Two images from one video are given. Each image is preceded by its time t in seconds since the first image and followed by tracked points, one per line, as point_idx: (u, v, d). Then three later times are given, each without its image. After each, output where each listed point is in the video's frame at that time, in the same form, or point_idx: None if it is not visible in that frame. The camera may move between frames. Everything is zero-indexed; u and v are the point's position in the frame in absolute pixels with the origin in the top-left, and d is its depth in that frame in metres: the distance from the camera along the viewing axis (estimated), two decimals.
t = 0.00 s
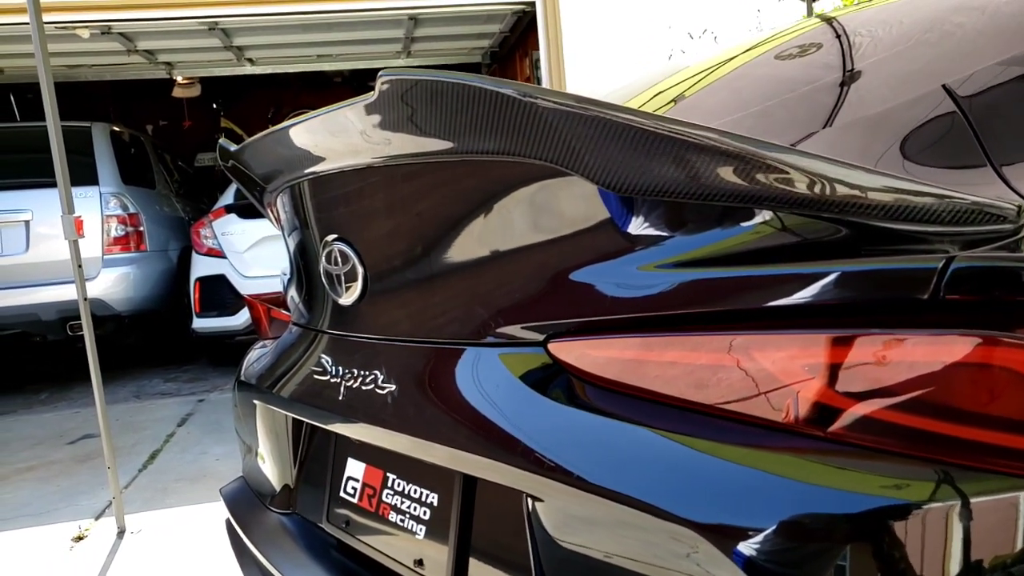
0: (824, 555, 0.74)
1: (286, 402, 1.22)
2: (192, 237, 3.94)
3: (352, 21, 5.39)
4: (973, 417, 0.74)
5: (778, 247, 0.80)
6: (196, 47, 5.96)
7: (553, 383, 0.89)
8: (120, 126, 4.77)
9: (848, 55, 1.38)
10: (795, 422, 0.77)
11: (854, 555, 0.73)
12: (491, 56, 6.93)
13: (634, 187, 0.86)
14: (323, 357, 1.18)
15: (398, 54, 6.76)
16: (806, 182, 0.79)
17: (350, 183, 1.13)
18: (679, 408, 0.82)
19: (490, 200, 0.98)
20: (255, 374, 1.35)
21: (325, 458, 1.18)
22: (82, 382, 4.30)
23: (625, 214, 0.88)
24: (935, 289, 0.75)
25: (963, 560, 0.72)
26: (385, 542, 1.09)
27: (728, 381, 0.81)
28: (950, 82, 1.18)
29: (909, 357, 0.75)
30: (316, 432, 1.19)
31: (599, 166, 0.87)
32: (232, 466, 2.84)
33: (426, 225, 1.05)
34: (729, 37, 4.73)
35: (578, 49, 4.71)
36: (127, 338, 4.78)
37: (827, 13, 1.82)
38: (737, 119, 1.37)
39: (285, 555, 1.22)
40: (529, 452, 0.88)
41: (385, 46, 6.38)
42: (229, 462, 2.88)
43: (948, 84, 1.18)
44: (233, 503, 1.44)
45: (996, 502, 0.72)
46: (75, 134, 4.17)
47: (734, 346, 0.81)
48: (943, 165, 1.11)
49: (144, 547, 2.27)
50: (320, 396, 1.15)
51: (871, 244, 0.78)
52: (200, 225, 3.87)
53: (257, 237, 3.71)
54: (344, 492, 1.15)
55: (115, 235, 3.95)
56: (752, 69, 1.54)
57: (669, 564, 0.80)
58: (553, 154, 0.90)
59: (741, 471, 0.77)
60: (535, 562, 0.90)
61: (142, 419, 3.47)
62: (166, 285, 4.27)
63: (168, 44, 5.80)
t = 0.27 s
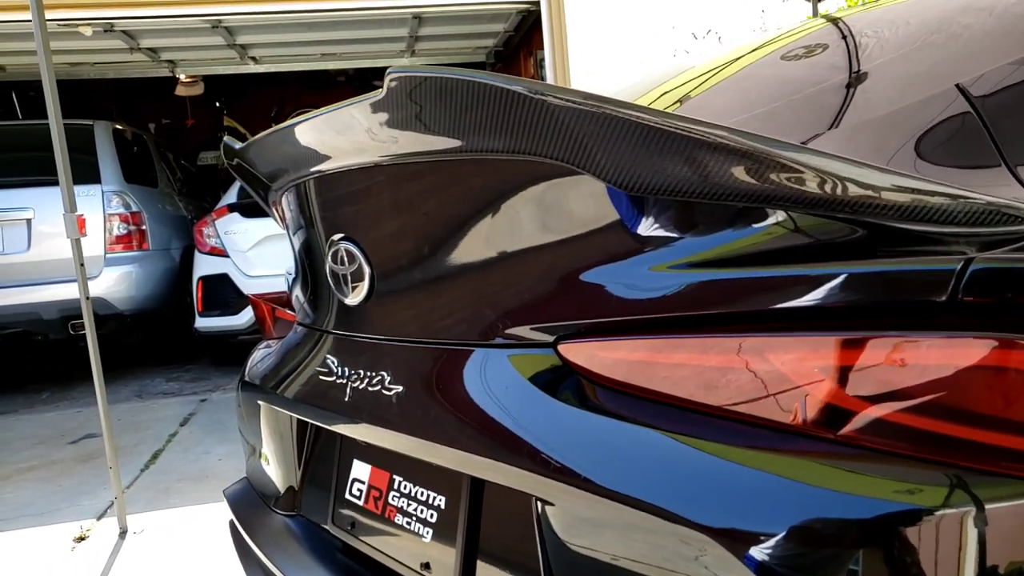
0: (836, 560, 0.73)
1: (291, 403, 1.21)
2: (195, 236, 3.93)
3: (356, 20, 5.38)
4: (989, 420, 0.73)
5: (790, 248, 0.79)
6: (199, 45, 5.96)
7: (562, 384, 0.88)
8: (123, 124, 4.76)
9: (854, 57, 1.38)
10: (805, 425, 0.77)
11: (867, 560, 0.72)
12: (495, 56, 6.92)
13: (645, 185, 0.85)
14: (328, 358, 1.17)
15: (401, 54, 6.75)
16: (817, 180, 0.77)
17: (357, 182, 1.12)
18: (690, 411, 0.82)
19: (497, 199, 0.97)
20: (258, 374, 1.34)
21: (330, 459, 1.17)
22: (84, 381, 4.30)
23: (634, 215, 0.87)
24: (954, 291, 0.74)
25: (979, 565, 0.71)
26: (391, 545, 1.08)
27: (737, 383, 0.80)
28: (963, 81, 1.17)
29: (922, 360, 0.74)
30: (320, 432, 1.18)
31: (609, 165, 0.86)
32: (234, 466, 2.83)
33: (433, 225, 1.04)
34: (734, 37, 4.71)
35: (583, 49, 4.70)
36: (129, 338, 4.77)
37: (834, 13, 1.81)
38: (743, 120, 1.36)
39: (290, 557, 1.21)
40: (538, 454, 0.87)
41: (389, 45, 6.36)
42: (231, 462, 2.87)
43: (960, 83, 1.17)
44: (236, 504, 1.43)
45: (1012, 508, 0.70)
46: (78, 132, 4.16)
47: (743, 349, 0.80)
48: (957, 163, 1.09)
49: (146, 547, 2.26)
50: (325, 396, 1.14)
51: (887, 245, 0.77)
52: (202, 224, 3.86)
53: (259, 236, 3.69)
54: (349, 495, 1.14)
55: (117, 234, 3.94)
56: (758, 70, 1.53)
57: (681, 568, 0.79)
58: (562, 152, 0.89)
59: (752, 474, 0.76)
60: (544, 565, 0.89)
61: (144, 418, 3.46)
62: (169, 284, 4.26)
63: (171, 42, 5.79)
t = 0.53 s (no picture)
0: (849, 565, 0.71)
1: (295, 404, 1.20)
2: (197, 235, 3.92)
3: (359, 19, 5.37)
4: (1005, 423, 0.71)
5: (803, 249, 0.78)
6: (201, 44, 5.95)
7: (572, 387, 0.87)
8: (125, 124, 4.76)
9: (859, 57, 1.36)
10: (814, 427, 0.76)
11: (881, 565, 0.71)
12: (499, 55, 6.90)
13: (655, 184, 0.83)
14: (334, 359, 1.16)
15: (404, 54, 6.74)
16: (830, 180, 0.76)
17: (362, 181, 1.11)
18: (700, 413, 0.81)
19: (504, 199, 0.96)
20: (263, 375, 1.33)
21: (336, 461, 1.16)
22: (86, 381, 4.29)
23: (643, 216, 0.86)
24: (972, 294, 0.72)
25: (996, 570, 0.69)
26: (397, 548, 1.07)
27: (746, 385, 0.79)
28: (978, 80, 1.16)
29: (935, 363, 0.72)
30: (325, 434, 1.17)
31: (618, 163, 0.85)
32: (237, 467, 2.82)
33: (439, 224, 1.03)
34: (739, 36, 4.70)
35: (587, 48, 4.69)
36: (132, 338, 4.76)
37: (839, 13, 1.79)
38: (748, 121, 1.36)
39: (294, 560, 1.20)
40: (546, 456, 0.86)
41: (392, 45, 6.35)
42: (234, 463, 2.86)
43: (975, 83, 1.15)
44: (241, 505, 1.42)
45: None
46: (80, 132, 4.16)
47: (752, 350, 0.79)
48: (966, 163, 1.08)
49: (149, 549, 2.25)
50: (330, 397, 1.13)
51: (903, 245, 0.75)
52: (205, 224, 3.86)
53: (262, 236, 3.69)
54: (355, 497, 1.13)
55: (120, 233, 3.93)
56: (762, 71, 1.52)
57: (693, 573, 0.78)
58: (571, 150, 0.88)
59: (761, 477, 0.75)
60: (554, 569, 0.88)
61: (147, 419, 3.45)
62: (171, 284, 4.26)
63: (174, 41, 5.79)
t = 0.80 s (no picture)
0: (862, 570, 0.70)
1: (300, 406, 1.19)
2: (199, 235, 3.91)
3: (361, 17, 5.35)
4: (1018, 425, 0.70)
5: (817, 250, 0.76)
6: (203, 44, 5.94)
7: (583, 390, 0.86)
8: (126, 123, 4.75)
9: (865, 56, 1.35)
10: (824, 429, 0.75)
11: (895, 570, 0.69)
12: (501, 54, 6.89)
13: (664, 183, 0.82)
14: (339, 360, 1.15)
15: (406, 53, 6.72)
16: (842, 178, 0.74)
17: (367, 181, 1.10)
18: (711, 416, 0.80)
19: (511, 199, 0.95)
20: (266, 377, 1.32)
21: (341, 464, 1.15)
22: (88, 381, 4.28)
23: (652, 217, 0.85)
24: (993, 294, 0.71)
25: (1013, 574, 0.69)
26: (403, 551, 1.06)
27: (755, 386, 0.78)
28: (992, 77, 1.15)
29: (948, 366, 0.71)
30: (330, 436, 1.16)
31: (627, 161, 0.84)
32: (240, 467, 2.81)
33: (445, 224, 1.02)
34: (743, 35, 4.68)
35: (590, 46, 4.67)
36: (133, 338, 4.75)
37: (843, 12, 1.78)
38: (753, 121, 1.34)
39: (299, 562, 1.19)
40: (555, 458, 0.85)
41: (394, 44, 6.34)
42: (237, 464, 2.85)
43: (989, 79, 1.15)
44: (245, 507, 1.41)
45: None
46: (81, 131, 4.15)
47: (761, 352, 0.78)
48: (975, 164, 1.06)
49: (152, 551, 2.24)
50: (335, 399, 1.12)
51: (921, 246, 0.73)
52: (207, 223, 3.85)
53: (264, 236, 3.68)
54: (361, 500, 1.12)
55: (122, 233, 3.92)
56: (766, 71, 1.50)
57: None
58: (579, 148, 0.87)
59: (772, 480, 0.74)
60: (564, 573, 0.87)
61: (149, 419, 3.44)
62: (173, 284, 4.25)
63: (175, 40, 5.77)
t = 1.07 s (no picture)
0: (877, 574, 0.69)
1: (306, 408, 1.19)
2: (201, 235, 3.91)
3: (363, 16, 5.34)
4: None
5: (830, 250, 0.74)
6: (204, 43, 5.92)
7: (596, 392, 0.86)
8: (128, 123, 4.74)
9: (870, 54, 1.34)
10: (835, 430, 0.74)
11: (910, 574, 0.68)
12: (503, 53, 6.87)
13: (674, 179, 0.81)
14: (345, 362, 1.14)
15: (408, 52, 6.71)
16: (855, 175, 0.74)
17: (372, 180, 1.09)
18: (722, 418, 0.79)
19: (518, 199, 0.94)
20: (272, 378, 1.31)
21: (347, 466, 1.14)
22: (91, 382, 4.28)
23: (662, 217, 0.84)
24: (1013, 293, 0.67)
25: None
26: (410, 554, 1.05)
27: (765, 387, 0.77)
28: (1007, 73, 1.13)
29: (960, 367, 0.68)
30: (336, 437, 1.15)
31: (637, 158, 0.83)
32: (244, 468, 2.80)
33: (452, 224, 1.01)
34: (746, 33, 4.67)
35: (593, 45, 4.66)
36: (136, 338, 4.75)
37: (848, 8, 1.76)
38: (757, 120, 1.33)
39: (305, 566, 1.18)
40: (565, 461, 0.85)
41: (396, 43, 6.33)
42: (240, 464, 2.85)
43: (1004, 75, 1.13)
44: (250, 508, 1.40)
45: None
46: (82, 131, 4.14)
47: (770, 352, 0.77)
48: (982, 165, 1.05)
49: (156, 552, 2.23)
50: (342, 400, 1.11)
51: (940, 244, 0.70)
52: (209, 224, 3.84)
53: (267, 236, 3.67)
54: (367, 502, 1.11)
55: (123, 234, 3.90)
56: (770, 69, 1.49)
57: None
58: (588, 144, 0.86)
59: (782, 483, 0.73)
60: None
61: (152, 420, 3.44)
62: (175, 284, 4.24)
63: (176, 40, 5.76)
